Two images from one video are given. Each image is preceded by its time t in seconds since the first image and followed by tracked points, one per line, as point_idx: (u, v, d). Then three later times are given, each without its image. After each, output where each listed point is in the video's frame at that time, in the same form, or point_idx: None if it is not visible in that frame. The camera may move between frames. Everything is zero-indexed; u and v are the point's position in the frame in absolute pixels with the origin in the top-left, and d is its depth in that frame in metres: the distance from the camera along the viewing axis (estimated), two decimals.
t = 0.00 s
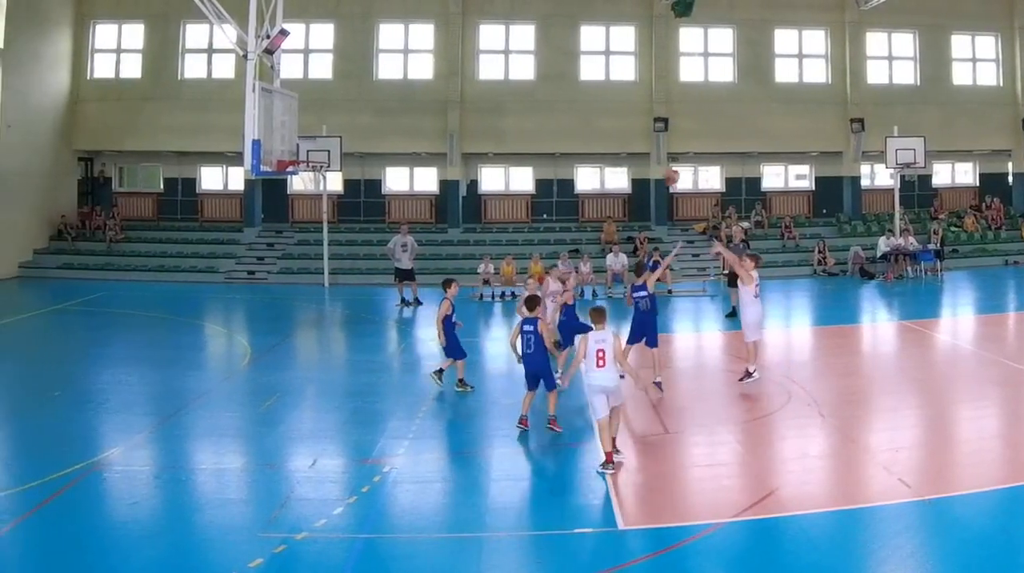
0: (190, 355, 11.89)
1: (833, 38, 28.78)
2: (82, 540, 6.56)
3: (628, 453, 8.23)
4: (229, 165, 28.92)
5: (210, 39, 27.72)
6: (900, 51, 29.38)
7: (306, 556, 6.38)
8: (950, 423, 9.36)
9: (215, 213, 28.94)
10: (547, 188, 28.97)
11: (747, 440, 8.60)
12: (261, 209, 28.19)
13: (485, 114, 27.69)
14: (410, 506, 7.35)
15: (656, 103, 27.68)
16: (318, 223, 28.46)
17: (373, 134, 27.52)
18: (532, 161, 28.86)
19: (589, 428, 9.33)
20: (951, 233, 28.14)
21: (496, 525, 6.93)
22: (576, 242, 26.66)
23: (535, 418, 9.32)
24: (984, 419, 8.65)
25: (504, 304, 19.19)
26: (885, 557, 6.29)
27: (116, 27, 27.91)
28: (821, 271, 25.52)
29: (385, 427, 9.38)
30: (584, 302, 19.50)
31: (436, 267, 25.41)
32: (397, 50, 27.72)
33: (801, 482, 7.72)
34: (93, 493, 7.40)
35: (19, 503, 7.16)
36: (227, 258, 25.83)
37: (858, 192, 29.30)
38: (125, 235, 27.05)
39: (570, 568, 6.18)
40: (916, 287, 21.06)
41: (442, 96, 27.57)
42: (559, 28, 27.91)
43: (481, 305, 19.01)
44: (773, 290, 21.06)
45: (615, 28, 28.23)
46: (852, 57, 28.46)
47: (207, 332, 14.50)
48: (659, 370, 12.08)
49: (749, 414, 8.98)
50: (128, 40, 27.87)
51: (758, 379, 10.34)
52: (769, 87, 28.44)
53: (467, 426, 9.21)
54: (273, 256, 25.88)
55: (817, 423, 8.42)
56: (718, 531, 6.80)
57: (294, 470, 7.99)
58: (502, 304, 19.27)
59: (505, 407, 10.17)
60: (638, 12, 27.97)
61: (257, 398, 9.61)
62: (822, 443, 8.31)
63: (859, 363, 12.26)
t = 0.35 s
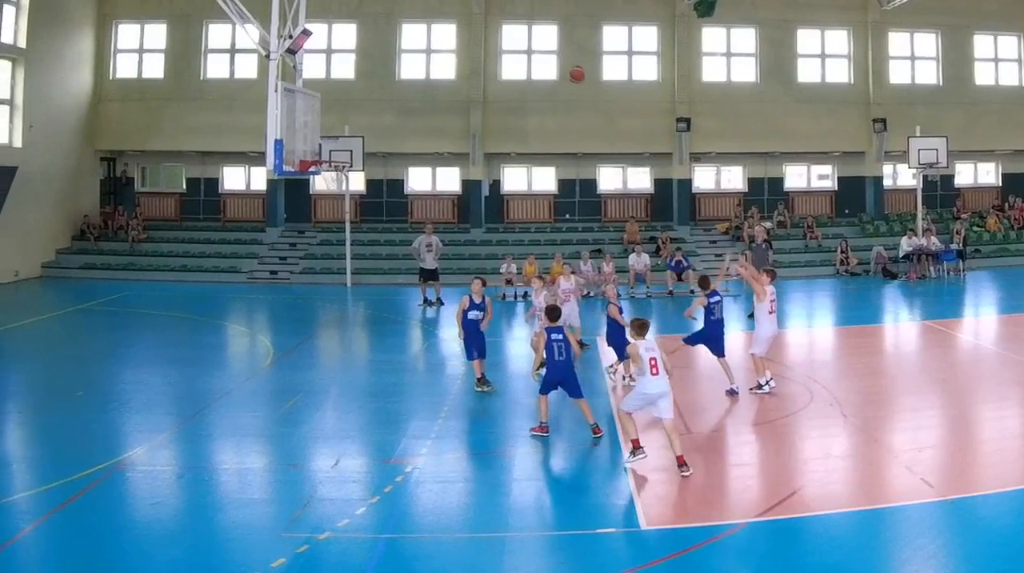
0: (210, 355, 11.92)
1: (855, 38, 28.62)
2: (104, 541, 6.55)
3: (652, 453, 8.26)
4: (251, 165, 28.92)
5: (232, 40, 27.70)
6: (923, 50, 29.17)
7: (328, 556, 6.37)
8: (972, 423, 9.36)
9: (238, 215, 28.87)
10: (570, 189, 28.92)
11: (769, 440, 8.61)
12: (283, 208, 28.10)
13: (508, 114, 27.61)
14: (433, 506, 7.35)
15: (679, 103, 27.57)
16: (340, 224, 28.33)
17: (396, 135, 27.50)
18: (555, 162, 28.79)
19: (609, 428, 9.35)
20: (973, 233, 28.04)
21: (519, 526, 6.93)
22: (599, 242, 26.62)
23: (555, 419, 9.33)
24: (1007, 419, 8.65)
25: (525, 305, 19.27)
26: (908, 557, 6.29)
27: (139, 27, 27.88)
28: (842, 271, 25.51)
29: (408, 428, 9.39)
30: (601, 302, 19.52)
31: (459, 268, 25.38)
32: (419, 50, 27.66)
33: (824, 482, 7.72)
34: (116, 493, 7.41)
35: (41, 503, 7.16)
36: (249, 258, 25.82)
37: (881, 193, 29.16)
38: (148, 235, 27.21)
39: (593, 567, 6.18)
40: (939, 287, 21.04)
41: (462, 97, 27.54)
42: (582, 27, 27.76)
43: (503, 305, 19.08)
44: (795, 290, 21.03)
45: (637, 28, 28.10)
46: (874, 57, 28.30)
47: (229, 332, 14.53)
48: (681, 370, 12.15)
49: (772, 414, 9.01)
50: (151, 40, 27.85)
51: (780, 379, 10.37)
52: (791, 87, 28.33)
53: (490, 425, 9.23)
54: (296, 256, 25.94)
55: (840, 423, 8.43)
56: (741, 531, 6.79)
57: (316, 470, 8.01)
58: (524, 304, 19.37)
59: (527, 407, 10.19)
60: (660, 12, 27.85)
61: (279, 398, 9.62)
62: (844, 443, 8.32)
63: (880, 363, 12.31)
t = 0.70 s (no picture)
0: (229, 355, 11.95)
1: (876, 38, 28.58)
2: (125, 541, 6.54)
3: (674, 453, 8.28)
4: (273, 165, 28.97)
5: (252, 39, 27.65)
6: (944, 50, 29.13)
7: (348, 556, 6.34)
8: (993, 424, 9.35)
9: (261, 214, 29.01)
10: (591, 189, 28.99)
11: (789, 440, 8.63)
12: (305, 207, 28.14)
13: (529, 113, 27.59)
14: (454, 506, 7.34)
15: (700, 103, 27.56)
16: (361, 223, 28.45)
17: (418, 135, 27.51)
18: (575, 162, 28.81)
19: (630, 427, 9.37)
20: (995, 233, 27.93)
21: (541, 525, 6.91)
22: (620, 242, 26.60)
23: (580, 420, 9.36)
24: None
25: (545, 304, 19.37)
26: (929, 557, 6.27)
27: (159, 27, 27.89)
28: (864, 271, 25.50)
29: (428, 428, 9.41)
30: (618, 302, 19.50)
31: (482, 268, 25.39)
32: (441, 49, 27.66)
33: (844, 482, 7.71)
34: (137, 493, 7.41)
35: (63, 503, 7.17)
36: (270, 258, 25.85)
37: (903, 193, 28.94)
38: (169, 235, 27.27)
39: (614, 568, 6.16)
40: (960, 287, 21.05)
41: (483, 96, 27.52)
42: (602, 27, 27.78)
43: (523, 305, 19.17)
44: (817, 290, 21.01)
45: (658, 28, 28.10)
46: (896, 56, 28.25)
47: (250, 333, 14.55)
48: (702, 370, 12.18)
49: (793, 414, 9.02)
50: (171, 40, 27.84)
51: (801, 379, 10.38)
52: (812, 86, 28.31)
53: (511, 425, 9.26)
54: (317, 256, 25.92)
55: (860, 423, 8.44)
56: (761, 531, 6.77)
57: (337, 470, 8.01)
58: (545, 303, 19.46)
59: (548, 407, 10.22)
60: (681, 11, 27.83)
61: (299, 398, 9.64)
62: (865, 442, 8.33)
63: (900, 364, 12.31)
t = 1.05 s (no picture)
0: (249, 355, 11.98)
1: (899, 37, 28.58)
2: (148, 541, 6.54)
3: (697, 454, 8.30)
4: (295, 165, 28.83)
5: (275, 40, 27.69)
6: (966, 50, 29.10)
7: (371, 556, 6.34)
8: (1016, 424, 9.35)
9: (284, 214, 28.82)
10: (613, 189, 28.87)
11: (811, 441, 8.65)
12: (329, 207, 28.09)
13: (552, 113, 27.60)
14: (477, 506, 7.34)
15: (722, 103, 27.59)
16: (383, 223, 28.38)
17: (440, 136, 27.53)
18: (597, 161, 28.73)
19: (654, 428, 9.39)
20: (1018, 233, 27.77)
21: (564, 526, 6.90)
22: (643, 242, 26.52)
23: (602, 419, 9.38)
24: None
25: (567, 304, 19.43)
26: (951, 557, 6.26)
27: (182, 27, 27.92)
28: (886, 271, 25.53)
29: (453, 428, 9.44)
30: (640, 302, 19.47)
31: (505, 268, 25.40)
32: (463, 49, 27.68)
33: (867, 482, 7.71)
34: (160, 492, 7.42)
35: (86, 503, 7.17)
36: (293, 258, 25.85)
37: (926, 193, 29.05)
38: (191, 235, 27.19)
39: (637, 568, 6.14)
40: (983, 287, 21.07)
41: (506, 96, 27.55)
42: (624, 28, 27.79)
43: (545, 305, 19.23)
44: (840, 290, 21.01)
45: (681, 28, 28.11)
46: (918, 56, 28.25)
47: (272, 334, 14.60)
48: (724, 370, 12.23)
49: (816, 414, 9.05)
50: (194, 40, 27.88)
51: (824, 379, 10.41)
52: (834, 86, 28.31)
53: (536, 425, 9.29)
54: (339, 256, 25.92)
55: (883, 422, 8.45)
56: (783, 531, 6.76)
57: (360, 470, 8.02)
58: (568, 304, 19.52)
59: (572, 407, 10.24)
60: (704, 12, 27.84)
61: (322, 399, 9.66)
62: (887, 442, 8.34)
63: (923, 364, 12.33)
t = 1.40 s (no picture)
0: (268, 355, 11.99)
1: (921, 37, 28.59)
2: (171, 541, 6.53)
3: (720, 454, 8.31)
4: (317, 165, 28.84)
5: (297, 39, 27.69)
6: (989, 50, 29.07)
7: (394, 556, 6.32)
8: None
9: (306, 214, 28.77)
10: (636, 189, 28.83)
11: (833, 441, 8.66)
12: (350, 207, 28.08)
13: (575, 113, 27.61)
14: (499, 506, 7.34)
15: (745, 103, 27.58)
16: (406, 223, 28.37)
17: (463, 135, 27.55)
18: (620, 161, 28.74)
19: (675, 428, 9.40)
20: None
21: (586, 525, 6.89)
22: (665, 242, 26.52)
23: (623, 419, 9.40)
24: None
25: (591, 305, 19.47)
26: (973, 557, 6.25)
27: (204, 27, 27.94)
28: (909, 271, 25.57)
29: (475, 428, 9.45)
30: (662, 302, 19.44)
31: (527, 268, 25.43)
32: (486, 49, 27.70)
33: (890, 482, 7.71)
34: (181, 492, 7.42)
35: (109, 503, 7.17)
36: (315, 258, 25.85)
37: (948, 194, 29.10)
38: (214, 235, 27.12)
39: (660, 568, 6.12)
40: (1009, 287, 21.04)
41: (529, 96, 27.55)
42: (648, 28, 27.81)
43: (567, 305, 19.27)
44: (864, 290, 21.02)
45: (704, 28, 28.12)
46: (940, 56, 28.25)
47: (294, 334, 14.64)
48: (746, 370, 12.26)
49: (839, 415, 9.05)
50: (216, 40, 27.91)
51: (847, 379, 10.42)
52: (857, 86, 28.26)
53: (559, 425, 9.30)
54: (361, 256, 25.93)
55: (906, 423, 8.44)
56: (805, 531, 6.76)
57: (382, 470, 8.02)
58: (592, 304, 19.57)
59: (594, 407, 10.26)
60: (728, 12, 27.86)
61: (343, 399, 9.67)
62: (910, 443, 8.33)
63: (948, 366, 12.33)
